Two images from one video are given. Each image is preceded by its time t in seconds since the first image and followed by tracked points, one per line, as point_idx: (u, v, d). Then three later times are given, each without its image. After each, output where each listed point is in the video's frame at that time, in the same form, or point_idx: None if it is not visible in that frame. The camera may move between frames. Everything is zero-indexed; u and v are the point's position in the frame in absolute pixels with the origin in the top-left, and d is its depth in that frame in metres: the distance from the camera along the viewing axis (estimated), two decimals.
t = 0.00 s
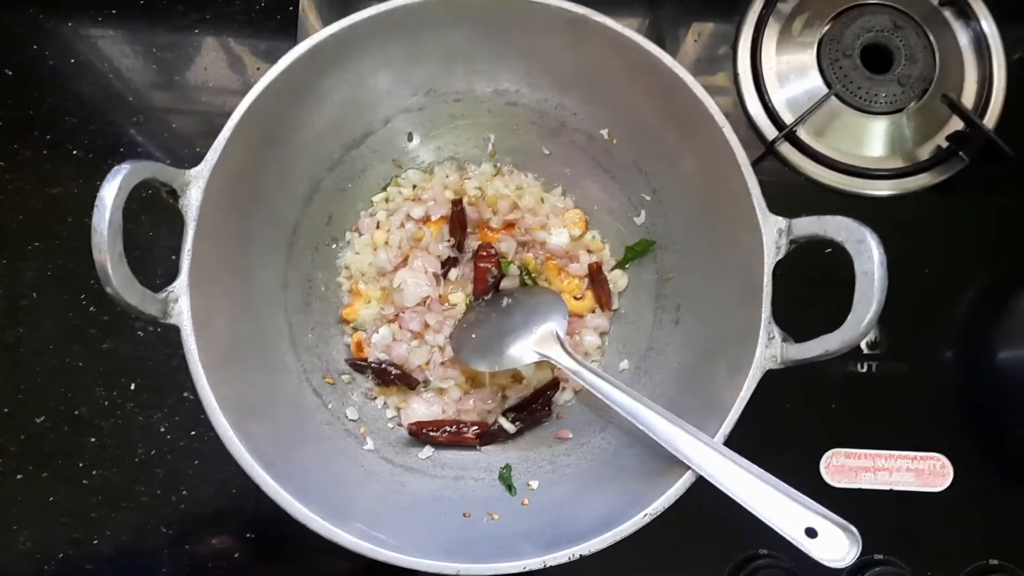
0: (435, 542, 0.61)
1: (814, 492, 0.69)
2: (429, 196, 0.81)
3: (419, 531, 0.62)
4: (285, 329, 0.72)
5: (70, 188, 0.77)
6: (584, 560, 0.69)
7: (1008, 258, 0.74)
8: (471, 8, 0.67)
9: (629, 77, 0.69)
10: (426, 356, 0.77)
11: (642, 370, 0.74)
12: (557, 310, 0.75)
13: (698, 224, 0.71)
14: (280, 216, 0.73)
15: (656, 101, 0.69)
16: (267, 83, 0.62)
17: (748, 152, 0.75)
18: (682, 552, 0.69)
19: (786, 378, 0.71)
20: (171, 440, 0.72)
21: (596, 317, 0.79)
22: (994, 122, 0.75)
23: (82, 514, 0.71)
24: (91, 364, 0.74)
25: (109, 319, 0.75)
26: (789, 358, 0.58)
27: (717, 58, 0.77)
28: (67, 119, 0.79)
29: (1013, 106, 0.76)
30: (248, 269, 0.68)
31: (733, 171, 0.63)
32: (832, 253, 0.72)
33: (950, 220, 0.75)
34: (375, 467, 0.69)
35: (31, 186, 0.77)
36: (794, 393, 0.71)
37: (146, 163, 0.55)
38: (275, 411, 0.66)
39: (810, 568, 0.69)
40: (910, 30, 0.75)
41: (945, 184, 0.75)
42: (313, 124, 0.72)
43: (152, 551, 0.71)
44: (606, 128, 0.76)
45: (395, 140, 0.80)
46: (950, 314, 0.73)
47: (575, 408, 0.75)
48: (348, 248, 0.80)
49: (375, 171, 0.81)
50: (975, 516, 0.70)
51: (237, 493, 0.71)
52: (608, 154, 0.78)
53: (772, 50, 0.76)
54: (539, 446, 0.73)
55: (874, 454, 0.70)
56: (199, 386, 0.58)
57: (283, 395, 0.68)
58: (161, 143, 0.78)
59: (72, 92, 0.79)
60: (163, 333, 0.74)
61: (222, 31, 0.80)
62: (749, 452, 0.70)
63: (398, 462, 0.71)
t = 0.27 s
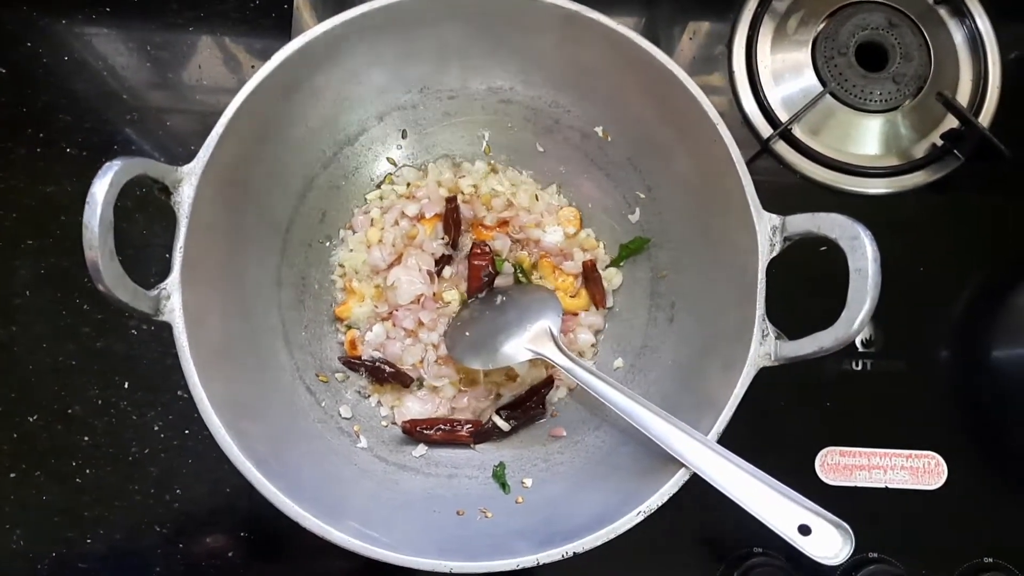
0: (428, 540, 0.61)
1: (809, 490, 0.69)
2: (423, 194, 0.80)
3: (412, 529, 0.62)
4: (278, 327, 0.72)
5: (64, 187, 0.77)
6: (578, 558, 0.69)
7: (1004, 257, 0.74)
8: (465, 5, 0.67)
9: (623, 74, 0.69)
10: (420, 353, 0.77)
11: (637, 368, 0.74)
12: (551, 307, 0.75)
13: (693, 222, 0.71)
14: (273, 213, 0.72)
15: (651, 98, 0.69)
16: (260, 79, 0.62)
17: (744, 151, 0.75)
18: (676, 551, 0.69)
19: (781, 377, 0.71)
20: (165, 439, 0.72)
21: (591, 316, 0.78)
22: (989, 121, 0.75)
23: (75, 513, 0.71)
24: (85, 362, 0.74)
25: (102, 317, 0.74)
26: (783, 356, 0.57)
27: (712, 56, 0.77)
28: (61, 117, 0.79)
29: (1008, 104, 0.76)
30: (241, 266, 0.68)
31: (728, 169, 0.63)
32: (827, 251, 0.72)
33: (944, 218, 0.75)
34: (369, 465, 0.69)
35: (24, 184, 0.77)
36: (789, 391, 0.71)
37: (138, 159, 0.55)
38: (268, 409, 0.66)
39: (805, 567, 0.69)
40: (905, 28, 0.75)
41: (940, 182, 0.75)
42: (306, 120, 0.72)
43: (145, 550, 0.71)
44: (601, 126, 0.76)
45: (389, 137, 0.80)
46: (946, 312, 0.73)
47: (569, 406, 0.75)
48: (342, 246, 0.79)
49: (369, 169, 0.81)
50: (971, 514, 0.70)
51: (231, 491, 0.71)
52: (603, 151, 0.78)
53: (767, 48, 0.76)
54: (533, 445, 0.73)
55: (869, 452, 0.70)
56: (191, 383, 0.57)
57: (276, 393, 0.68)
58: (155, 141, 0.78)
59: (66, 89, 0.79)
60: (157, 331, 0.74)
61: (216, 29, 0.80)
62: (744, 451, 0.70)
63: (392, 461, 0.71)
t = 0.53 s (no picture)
0: (425, 538, 0.61)
1: (806, 488, 0.69)
2: (420, 191, 0.80)
3: (408, 528, 0.62)
4: (274, 325, 0.72)
5: (60, 185, 0.77)
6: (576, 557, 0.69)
7: (1000, 254, 0.74)
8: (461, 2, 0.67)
9: (620, 72, 0.69)
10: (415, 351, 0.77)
11: (633, 365, 0.74)
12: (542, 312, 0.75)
13: (690, 219, 0.70)
14: (268, 211, 0.72)
15: (648, 95, 0.69)
16: (255, 76, 0.62)
17: (740, 149, 0.75)
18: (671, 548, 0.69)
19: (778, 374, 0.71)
20: (161, 438, 0.72)
21: (587, 314, 0.78)
22: (985, 118, 0.75)
23: (71, 512, 0.71)
24: (80, 361, 0.73)
25: (98, 316, 0.74)
26: (779, 353, 0.57)
27: (709, 55, 0.77)
28: (56, 115, 0.78)
29: (1004, 102, 0.76)
30: (237, 264, 0.68)
31: (725, 167, 0.62)
32: (823, 248, 0.72)
33: (941, 215, 0.75)
34: (365, 463, 0.69)
35: (19, 182, 0.77)
36: (786, 389, 0.71)
37: (133, 156, 0.55)
38: (264, 406, 0.66)
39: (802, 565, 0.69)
40: (901, 25, 0.75)
41: (937, 179, 0.75)
42: (301, 118, 0.72)
43: (141, 549, 0.71)
44: (597, 123, 0.76)
45: (385, 135, 0.80)
46: (942, 310, 0.73)
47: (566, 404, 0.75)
48: (338, 244, 0.79)
49: (364, 167, 0.81)
50: (968, 512, 0.70)
51: (227, 490, 0.71)
52: (600, 149, 0.78)
53: (763, 46, 0.76)
54: (530, 443, 0.73)
55: (866, 450, 0.70)
56: (187, 381, 0.57)
57: (272, 391, 0.68)
58: (151, 139, 0.78)
59: (61, 88, 0.79)
60: (153, 330, 0.74)
61: (212, 27, 0.80)
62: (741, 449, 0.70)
63: (388, 459, 0.70)
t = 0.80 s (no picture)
0: (425, 539, 0.61)
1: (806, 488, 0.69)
2: (421, 190, 0.80)
3: (408, 528, 0.62)
4: (274, 325, 0.72)
5: (59, 186, 0.77)
6: (576, 557, 0.69)
7: (1001, 254, 0.74)
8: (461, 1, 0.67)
9: (620, 71, 0.69)
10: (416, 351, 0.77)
11: (633, 364, 0.74)
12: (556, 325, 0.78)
13: (690, 219, 0.70)
14: (268, 212, 0.72)
15: (648, 95, 0.69)
16: (254, 77, 0.62)
17: (741, 149, 0.75)
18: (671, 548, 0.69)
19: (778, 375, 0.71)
20: (161, 438, 0.72)
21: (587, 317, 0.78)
22: (986, 117, 0.75)
23: (72, 513, 0.71)
24: (80, 362, 0.73)
25: (98, 317, 0.74)
26: (780, 352, 0.57)
27: (709, 54, 0.77)
28: (56, 115, 0.78)
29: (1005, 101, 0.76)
30: (237, 264, 0.68)
31: (726, 167, 0.62)
32: (824, 248, 0.72)
33: (941, 215, 0.75)
34: (365, 463, 0.69)
35: (18, 183, 0.77)
36: (786, 388, 0.71)
37: (132, 157, 0.55)
38: (264, 407, 0.66)
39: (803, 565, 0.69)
40: (901, 24, 0.75)
41: (937, 179, 0.75)
42: (301, 118, 0.72)
43: (142, 550, 0.71)
44: (597, 123, 0.76)
45: (384, 135, 0.80)
46: (942, 309, 0.73)
47: (568, 404, 0.76)
48: (338, 244, 0.79)
49: (364, 167, 0.80)
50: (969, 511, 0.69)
51: (228, 491, 0.71)
52: (599, 149, 0.78)
53: (763, 46, 0.75)
54: (531, 444, 0.73)
55: (867, 450, 0.70)
56: (187, 382, 0.57)
57: (272, 392, 0.68)
58: (151, 139, 0.78)
59: (61, 88, 0.79)
60: (153, 330, 0.74)
61: (212, 27, 0.79)
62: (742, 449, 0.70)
63: (388, 460, 0.70)
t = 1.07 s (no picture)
0: (427, 541, 0.61)
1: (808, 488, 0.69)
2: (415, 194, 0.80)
3: (409, 530, 0.62)
4: (275, 326, 0.72)
5: (60, 187, 0.77)
6: (578, 557, 0.69)
7: (1003, 254, 0.74)
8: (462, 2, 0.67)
9: (621, 72, 0.69)
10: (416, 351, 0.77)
11: (636, 363, 0.75)
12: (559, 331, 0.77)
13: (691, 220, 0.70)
14: (269, 213, 0.72)
15: (649, 96, 0.69)
16: (255, 78, 0.62)
17: (742, 149, 0.75)
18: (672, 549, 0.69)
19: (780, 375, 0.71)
20: (162, 440, 0.72)
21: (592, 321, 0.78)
22: (987, 117, 0.75)
23: (73, 514, 0.71)
24: (82, 363, 0.73)
25: (100, 318, 0.74)
26: (782, 353, 0.57)
27: (711, 54, 0.77)
28: (56, 116, 0.78)
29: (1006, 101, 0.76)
30: (238, 266, 0.68)
31: (727, 168, 0.62)
32: (826, 249, 0.72)
33: (943, 215, 0.75)
34: (367, 465, 0.69)
35: (19, 184, 0.77)
36: (787, 389, 0.71)
37: (133, 158, 0.55)
38: (266, 409, 0.66)
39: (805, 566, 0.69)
40: (902, 24, 0.75)
41: (938, 179, 0.75)
42: (302, 119, 0.72)
43: (143, 551, 0.71)
44: (598, 123, 0.76)
45: (385, 136, 0.80)
46: (943, 310, 0.73)
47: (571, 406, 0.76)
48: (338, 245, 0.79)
49: (365, 168, 0.80)
50: (970, 512, 0.69)
51: (229, 492, 0.71)
52: (600, 149, 0.78)
53: (764, 46, 0.75)
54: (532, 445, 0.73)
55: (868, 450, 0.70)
56: (188, 384, 0.57)
57: (273, 393, 0.68)
58: (152, 140, 0.78)
59: (61, 89, 0.79)
60: (154, 332, 0.74)
61: (213, 28, 0.79)
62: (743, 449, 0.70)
63: (390, 461, 0.71)
